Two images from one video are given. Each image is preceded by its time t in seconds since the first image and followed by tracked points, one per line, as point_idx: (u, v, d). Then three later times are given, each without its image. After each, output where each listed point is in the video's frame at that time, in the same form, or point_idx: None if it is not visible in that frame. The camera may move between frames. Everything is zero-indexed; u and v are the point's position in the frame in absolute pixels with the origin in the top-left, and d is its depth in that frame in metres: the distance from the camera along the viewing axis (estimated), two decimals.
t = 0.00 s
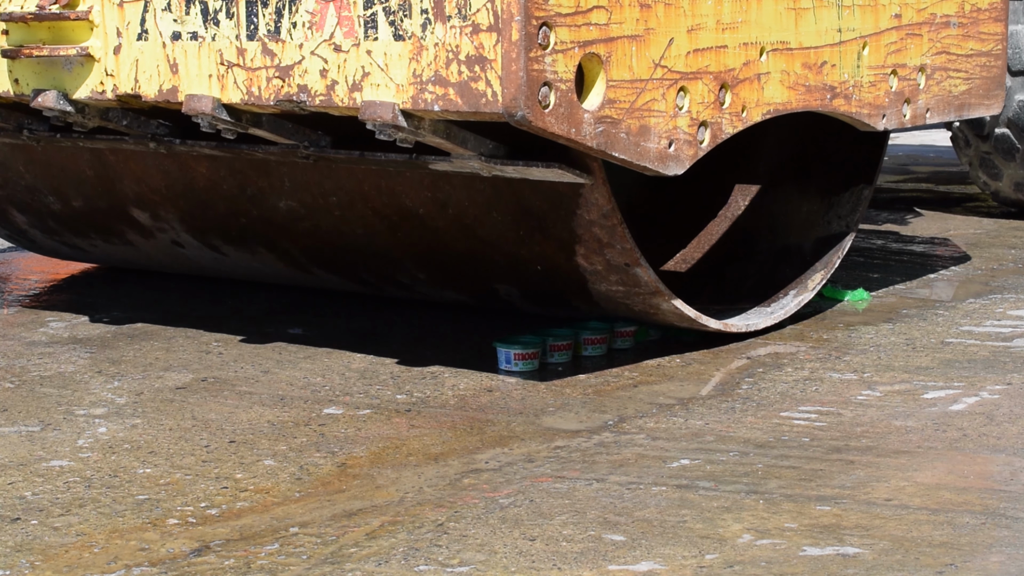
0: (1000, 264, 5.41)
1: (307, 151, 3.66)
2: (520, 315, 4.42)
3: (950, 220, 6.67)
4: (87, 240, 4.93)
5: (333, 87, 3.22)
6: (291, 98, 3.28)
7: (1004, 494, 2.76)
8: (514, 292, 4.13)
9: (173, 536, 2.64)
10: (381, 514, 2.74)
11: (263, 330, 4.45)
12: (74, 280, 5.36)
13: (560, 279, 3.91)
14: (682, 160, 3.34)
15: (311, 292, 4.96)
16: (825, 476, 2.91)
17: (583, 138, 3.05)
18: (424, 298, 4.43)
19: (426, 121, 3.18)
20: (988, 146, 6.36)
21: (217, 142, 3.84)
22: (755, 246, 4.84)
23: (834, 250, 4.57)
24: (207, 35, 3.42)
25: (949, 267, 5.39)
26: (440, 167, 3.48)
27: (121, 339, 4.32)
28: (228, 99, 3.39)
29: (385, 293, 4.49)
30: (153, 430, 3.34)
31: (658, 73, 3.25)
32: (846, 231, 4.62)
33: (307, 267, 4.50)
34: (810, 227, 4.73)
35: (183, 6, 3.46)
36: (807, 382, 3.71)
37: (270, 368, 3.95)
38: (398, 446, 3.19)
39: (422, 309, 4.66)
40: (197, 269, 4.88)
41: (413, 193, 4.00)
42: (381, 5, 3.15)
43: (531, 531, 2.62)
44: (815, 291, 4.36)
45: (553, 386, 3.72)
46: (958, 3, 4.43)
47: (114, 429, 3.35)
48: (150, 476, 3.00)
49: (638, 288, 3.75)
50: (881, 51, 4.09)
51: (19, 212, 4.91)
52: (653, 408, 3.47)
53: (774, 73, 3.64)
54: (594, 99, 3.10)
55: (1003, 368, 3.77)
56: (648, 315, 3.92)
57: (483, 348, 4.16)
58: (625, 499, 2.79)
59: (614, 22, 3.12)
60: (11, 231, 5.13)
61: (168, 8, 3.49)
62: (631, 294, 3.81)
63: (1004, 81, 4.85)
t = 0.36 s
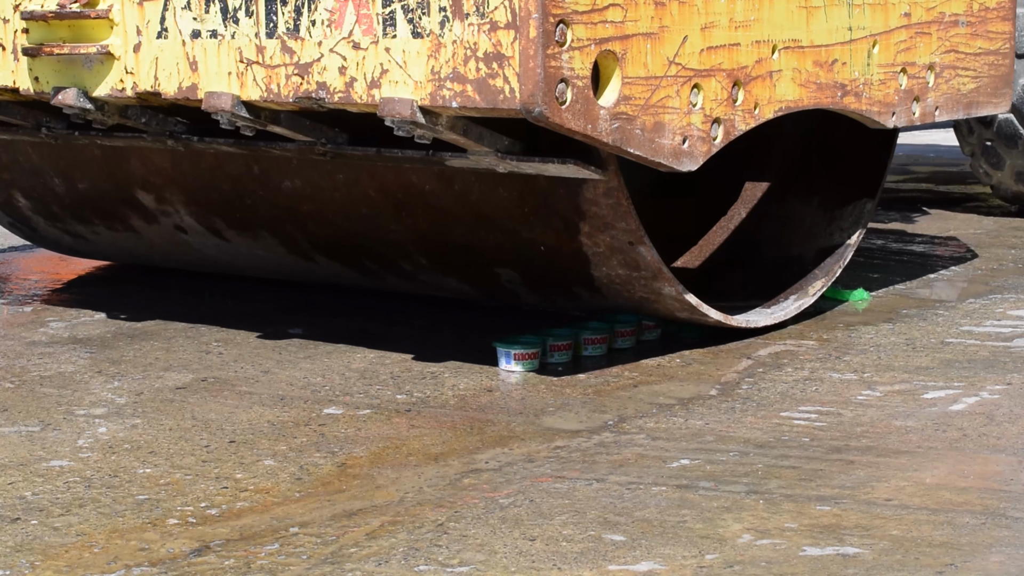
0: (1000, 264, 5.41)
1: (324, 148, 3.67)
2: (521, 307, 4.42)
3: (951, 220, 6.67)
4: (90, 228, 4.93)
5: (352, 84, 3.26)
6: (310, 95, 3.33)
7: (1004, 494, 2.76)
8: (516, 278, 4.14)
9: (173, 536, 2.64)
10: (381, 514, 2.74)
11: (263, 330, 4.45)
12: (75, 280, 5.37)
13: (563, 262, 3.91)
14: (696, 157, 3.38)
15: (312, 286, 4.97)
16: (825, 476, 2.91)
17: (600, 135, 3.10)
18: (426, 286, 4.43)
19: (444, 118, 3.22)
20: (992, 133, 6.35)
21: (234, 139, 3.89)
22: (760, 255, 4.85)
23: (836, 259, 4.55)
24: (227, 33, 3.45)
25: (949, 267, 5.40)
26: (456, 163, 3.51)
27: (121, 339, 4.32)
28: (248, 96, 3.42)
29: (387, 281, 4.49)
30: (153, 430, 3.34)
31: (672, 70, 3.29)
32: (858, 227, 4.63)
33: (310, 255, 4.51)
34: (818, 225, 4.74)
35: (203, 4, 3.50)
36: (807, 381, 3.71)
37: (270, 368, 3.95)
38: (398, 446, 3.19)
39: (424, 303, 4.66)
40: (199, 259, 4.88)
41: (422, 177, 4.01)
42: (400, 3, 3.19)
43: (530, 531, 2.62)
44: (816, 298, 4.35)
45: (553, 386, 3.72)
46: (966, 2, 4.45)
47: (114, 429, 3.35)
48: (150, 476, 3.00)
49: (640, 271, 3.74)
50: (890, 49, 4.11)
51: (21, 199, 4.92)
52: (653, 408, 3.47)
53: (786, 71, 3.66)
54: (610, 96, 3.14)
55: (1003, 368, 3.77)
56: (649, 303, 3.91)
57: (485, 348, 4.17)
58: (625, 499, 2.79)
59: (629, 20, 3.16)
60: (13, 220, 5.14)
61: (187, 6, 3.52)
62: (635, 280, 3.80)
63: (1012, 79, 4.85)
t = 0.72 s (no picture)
0: (999, 264, 5.42)
1: (340, 146, 3.71)
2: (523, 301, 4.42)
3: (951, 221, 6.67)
4: (93, 216, 4.93)
5: (369, 82, 3.29)
6: (327, 94, 3.36)
7: (1004, 494, 2.77)
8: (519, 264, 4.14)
9: (174, 536, 2.64)
10: (381, 513, 2.74)
11: (263, 330, 4.45)
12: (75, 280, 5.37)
13: (566, 246, 3.91)
14: (707, 155, 3.43)
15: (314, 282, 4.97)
16: (825, 476, 2.91)
17: (613, 133, 3.15)
18: (428, 278, 4.43)
19: (460, 116, 3.26)
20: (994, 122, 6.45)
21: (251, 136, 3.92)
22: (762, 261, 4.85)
23: (837, 268, 4.54)
24: (244, 32, 3.48)
25: (949, 267, 5.40)
26: (471, 161, 3.56)
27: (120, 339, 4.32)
28: (264, 94, 3.45)
29: (389, 271, 4.49)
30: (153, 430, 3.34)
31: (685, 68, 3.33)
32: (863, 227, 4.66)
33: (313, 242, 4.51)
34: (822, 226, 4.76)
35: (220, 3, 3.52)
36: (807, 381, 3.71)
37: (269, 368, 3.95)
38: (398, 446, 3.19)
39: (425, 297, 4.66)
40: (202, 249, 4.88)
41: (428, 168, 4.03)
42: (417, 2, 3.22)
43: (530, 531, 2.63)
44: (816, 302, 4.33)
45: (553, 387, 3.72)
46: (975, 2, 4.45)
47: (114, 429, 3.35)
48: (150, 476, 3.00)
49: (640, 256, 3.75)
50: (899, 49, 4.12)
51: (25, 185, 4.92)
52: (653, 408, 3.47)
53: (797, 70, 3.70)
54: (624, 94, 3.19)
55: (1003, 369, 3.77)
56: (650, 292, 3.91)
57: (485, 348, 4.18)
58: (625, 498, 2.79)
59: (643, 19, 3.20)
60: (15, 209, 5.14)
61: (204, 5, 3.54)
62: (637, 264, 3.80)
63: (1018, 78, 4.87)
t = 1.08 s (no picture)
0: (1000, 264, 5.42)
1: (353, 143, 3.80)
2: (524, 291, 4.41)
3: (952, 220, 6.67)
4: (96, 204, 4.94)
5: (383, 79, 3.36)
6: (342, 91, 3.43)
7: (1004, 494, 2.77)
8: (521, 248, 4.14)
9: (173, 536, 2.64)
10: (381, 514, 2.74)
11: (263, 329, 4.45)
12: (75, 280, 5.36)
13: (569, 228, 3.90)
14: (718, 150, 3.49)
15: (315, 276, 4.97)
16: (825, 476, 2.91)
17: (626, 129, 3.21)
18: (430, 265, 4.43)
19: (472, 113, 3.32)
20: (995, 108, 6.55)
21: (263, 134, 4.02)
22: (765, 270, 4.86)
23: (838, 273, 4.53)
24: (259, 30, 3.56)
25: (949, 267, 5.40)
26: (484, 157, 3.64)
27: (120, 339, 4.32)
28: (279, 92, 3.54)
29: (392, 258, 4.49)
30: (154, 430, 3.34)
31: (696, 65, 3.40)
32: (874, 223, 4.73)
33: (316, 228, 4.51)
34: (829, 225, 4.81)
35: (236, 2, 3.60)
36: (807, 381, 3.71)
37: (269, 368, 3.95)
38: (397, 446, 3.19)
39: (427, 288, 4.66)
40: (205, 239, 4.88)
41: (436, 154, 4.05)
42: None
43: (530, 531, 2.63)
44: (816, 304, 4.33)
45: (553, 387, 3.72)
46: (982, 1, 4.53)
47: (114, 429, 3.35)
48: (150, 476, 3.00)
49: (642, 235, 3.74)
50: (907, 47, 4.21)
51: (29, 172, 4.93)
52: (653, 408, 3.47)
53: (806, 67, 3.77)
54: (636, 90, 3.25)
55: (1003, 368, 3.77)
56: (652, 276, 3.91)
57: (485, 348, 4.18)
58: (625, 499, 2.79)
59: (655, 16, 3.26)
60: (19, 197, 5.15)
61: (220, 4, 3.63)
62: (639, 242, 3.79)
63: None
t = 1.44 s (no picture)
0: (1000, 264, 5.42)
1: (368, 141, 3.87)
2: (528, 282, 4.40)
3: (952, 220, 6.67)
4: (100, 193, 4.97)
5: (399, 77, 3.41)
6: (358, 88, 3.48)
7: (1004, 494, 2.77)
8: (525, 232, 4.13)
9: (173, 536, 2.64)
10: (381, 514, 2.74)
11: (262, 330, 4.46)
12: (74, 280, 5.37)
13: (576, 214, 3.91)
14: (730, 147, 3.53)
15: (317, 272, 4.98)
16: (825, 476, 2.91)
17: (640, 125, 3.25)
18: (432, 253, 4.45)
19: (487, 111, 3.38)
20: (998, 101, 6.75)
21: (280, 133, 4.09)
22: (767, 274, 4.90)
23: (837, 279, 4.54)
24: (276, 29, 3.62)
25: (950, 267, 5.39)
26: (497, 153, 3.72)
27: (120, 339, 4.32)
28: (296, 90, 3.60)
29: (396, 244, 4.49)
30: (154, 430, 3.34)
31: (708, 63, 3.45)
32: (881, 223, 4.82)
33: (319, 215, 4.50)
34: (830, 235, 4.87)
35: (253, 2, 3.67)
36: (807, 381, 3.71)
37: (269, 368, 3.95)
38: (398, 446, 3.19)
39: (430, 278, 4.65)
40: (207, 227, 4.87)
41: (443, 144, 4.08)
42: None
43: (530, 531, 2.62)
44: (817, 305, 4.33)
45: (554, 386, 3.72)
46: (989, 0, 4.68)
47: (114, 429, 3.35)
48: (150, 476, 3.00)
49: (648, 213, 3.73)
50: (915, 45, 4.32)
51: (33, 156, 4.95)
52: (653, 408, 3.47)
53: (816, 66, 3.84)
54: (649, 88, 3.29)
55: (1003, 368, 3.77)
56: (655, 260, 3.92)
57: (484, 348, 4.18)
58: (625, 499, 2.79)
59: (668, 14, 3.30)
60: (24, 183, 5.17)
61: (237, 3, 3.69)
62: (642, 221, 3.78)
63: None
